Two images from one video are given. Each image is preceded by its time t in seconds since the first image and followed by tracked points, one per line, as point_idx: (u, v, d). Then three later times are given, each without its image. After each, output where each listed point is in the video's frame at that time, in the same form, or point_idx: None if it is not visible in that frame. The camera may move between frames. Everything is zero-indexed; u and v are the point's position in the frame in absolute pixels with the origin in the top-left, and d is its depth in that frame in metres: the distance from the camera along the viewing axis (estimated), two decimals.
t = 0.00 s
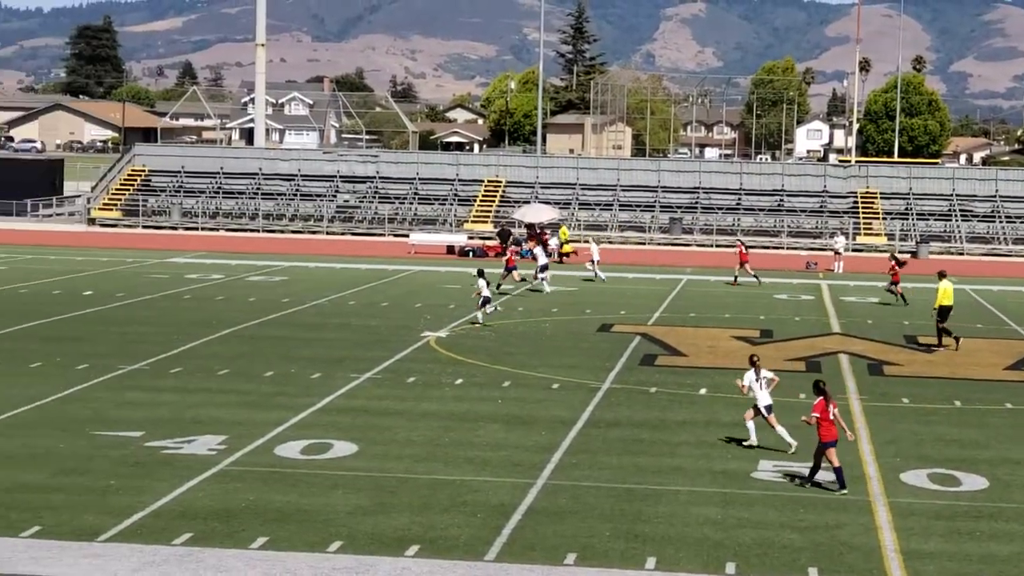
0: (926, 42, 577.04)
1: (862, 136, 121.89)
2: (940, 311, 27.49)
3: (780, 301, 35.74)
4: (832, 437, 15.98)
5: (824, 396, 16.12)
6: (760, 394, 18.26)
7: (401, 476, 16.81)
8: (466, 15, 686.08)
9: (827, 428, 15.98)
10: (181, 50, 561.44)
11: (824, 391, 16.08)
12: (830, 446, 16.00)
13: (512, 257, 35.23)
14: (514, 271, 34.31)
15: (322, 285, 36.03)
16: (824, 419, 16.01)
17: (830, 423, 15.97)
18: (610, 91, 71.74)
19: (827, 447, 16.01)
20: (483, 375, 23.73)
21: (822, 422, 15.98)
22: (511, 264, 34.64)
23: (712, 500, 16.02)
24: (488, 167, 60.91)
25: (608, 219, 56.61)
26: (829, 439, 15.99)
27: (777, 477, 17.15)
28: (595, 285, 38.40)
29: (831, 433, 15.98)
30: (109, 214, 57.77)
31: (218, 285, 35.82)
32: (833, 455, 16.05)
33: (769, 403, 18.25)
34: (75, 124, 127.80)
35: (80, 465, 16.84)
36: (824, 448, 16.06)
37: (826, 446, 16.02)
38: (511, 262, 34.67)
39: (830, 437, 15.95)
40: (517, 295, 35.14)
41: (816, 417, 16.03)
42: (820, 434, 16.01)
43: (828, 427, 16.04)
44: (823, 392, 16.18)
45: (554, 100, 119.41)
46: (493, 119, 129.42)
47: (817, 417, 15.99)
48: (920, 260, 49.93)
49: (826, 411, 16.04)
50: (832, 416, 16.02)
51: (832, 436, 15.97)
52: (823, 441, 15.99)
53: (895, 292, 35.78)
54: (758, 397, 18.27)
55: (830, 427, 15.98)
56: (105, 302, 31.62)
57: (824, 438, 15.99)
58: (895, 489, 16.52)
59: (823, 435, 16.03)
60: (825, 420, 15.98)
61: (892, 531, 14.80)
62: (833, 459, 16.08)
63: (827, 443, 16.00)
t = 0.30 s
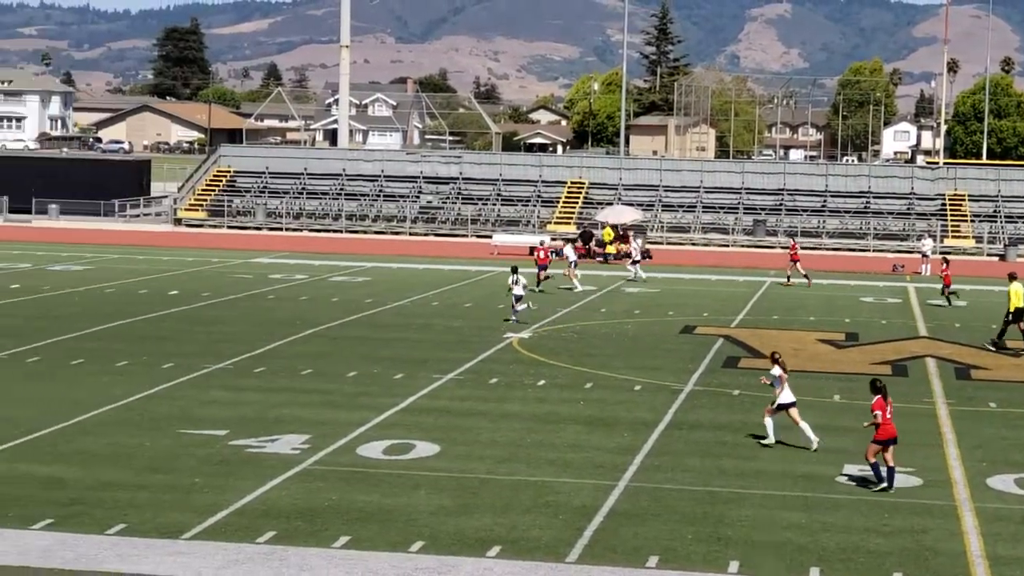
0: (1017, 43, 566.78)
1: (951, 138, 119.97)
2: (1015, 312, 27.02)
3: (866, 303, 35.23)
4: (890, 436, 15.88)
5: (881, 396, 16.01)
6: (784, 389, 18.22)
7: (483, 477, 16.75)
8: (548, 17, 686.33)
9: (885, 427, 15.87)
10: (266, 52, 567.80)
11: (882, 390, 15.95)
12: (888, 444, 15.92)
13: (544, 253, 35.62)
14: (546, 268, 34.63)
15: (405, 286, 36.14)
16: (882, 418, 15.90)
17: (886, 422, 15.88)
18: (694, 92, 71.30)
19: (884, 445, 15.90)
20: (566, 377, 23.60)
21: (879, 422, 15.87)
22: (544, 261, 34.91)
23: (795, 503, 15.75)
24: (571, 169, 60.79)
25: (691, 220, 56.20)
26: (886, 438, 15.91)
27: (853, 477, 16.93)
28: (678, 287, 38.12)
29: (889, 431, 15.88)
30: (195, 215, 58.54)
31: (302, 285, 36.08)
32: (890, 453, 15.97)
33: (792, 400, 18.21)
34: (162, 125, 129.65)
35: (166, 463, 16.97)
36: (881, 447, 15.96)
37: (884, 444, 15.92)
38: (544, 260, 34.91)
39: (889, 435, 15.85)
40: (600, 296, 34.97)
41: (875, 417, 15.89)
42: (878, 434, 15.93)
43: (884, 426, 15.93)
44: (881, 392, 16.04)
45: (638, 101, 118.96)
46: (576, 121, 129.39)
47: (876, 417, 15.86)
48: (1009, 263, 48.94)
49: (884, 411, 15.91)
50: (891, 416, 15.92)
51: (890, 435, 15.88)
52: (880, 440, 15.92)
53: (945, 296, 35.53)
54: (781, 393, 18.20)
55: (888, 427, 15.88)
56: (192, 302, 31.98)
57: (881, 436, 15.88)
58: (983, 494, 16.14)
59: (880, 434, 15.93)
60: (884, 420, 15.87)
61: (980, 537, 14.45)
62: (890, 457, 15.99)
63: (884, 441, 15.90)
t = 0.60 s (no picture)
0: None
1: None
2: None
3: (964, 308, 34.56)
4: (950, 440, 15.77)
5: (940, 399, 15.86)
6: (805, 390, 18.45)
7: (572, 479, 16.68)
8: (638, 19, 684.38)
9: (946, 431, 15.74)
10: (357, 54, 572.93)
11: (941, 394, 15.81)
12: (949, 449, 15.81)
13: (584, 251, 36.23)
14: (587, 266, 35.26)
15: (496, 288, 36.18)
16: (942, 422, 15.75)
17: (947, 428, 15.72)
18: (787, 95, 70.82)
19: (945, 449, 15.80)
20: (656, 380, 23.43)
21: (939, 426, 15.73)
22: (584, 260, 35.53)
23: (889, 510, 15.47)
24: (662, 171, 60.57)
25: (784, 223, 55.63)
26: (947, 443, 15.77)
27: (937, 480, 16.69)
28: (770, 290, 37.74)
29: (949, 436, 15.76)
30: (287, 216, 59.17)
31: (393, 286, 36.29)
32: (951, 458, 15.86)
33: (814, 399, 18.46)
34: (256, 127, 131.31)
35: (258, 462, 17.13)
36: (941, 451, 15.87)
37: (944, 449, 15.81)
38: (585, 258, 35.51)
39: (948, 440, 15.74)
40: (691, 299, 34.76)
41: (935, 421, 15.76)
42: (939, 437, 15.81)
43: (945, 430, 15.80)
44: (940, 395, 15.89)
45: (730, 104, 118.14)
46: (668, 123, 128.92)
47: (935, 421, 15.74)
48: None
49: (945, 415, 15.75)
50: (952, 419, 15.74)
51: (950, 440, 15.77)
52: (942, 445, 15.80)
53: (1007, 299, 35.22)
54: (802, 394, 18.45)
55: (949, 431, 15.74)
56: (284, 303, 32.32)
57: (941, 441, 15.77)
58: None
59: (940, 438, 15.82)
60: (944, 424, 15.72)
61: None
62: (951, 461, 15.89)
63: (945, 446, 15.79)
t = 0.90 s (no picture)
0: None
1: None
2: None
3: None
4: (990, 442, 15.69)
5: (977, 402, 15.78)
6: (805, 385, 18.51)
7: (641, 483, 16.63)
8: (707, 21, 681.45)
9: (985, 434, 15.66)
10: (426, 56, 575.30)
11: (977, 397, 15.74)
12: (989, 451, 15.73)
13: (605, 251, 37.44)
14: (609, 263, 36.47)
15: (563, 291, 36.17)
16: (979, 425, 15.67)
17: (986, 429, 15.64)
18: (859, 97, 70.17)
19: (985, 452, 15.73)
20: (724, 384, 23.30)
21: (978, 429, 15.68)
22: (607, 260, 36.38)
23: (961, 516, 15.29)
24: (731, 174, 60.25)
25: (855, 227, 55.10)
26: (986, 445, 15.69)
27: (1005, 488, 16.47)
28: (841, 294, 37.40)
29: (989, 438, 15.67)
30: (356, 218, 59.50)
31: (461, 288, 36.46)
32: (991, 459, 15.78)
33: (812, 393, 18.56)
34: (325, 129, 132.24)
35: (327, 463, 17.27)
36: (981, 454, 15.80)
37: (984, 452, 15.75)
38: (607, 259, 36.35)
39: (988, 442, 15.66)
40: (761, 302, 34.55)
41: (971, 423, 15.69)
42: (978, 440, 15.72)
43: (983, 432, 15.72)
44: (975, 397, 15.82)
45: (801, 106, 117.17)
46: (738, 126, 128.24)
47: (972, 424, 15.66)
48: None
49: (982, 417, 15.67)
50: (988, 421, 15.68)
51: (990, 442, 15.70)
52: (982, 447, 15.72)
53: None
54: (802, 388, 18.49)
55: (986, 434, 15.67)
56: (353, 304, 32.55)
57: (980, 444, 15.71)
58: None
59: (979, 441, 15.73)
60: (982, 426, 15.64)
61: None
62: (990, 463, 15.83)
63: (985, 448, 15.72)
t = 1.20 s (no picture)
0: None
1: None
2: None
3: None
4: (1005, 438, 15.90)
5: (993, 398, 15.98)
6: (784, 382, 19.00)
7: (691, 486, 16.61)
8: (761, 22, 677.42)
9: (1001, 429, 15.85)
10: (478, 58, 576.25)
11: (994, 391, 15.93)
12: (1003, 446, 15.94)
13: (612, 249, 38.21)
14: (615, 263, 37.36)
15: (615, 293, 36.18)
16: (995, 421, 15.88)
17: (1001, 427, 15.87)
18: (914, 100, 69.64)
19: (999, 447, 15.93)
20: (776, 387, 23.20)
21: (995, 423, 15.87)
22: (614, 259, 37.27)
23: (1014, 521, 15.17)
24: (784, 176, 59.96)
25: (909, 230, 54.63)
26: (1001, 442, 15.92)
27: None
28: (896, 297, 37.13)
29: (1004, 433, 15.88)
30: (408, 219, 59.63)
31: (513, 290, 36.55)
32: (1004, 455, 15.99)
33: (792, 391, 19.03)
34: (377, 130, 132.70)
35: (377, 464, 17.37)
36: (995, 449, 15.98)
37: (998, 447, 15.94)
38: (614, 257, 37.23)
39: (1004, 438, 15.87)
40: (814, 305, 34.37)
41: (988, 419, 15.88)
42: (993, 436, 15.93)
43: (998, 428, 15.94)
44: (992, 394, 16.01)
45: (855, 109, 116.33)
46: (791, 128, 127.57)
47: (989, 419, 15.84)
48: None
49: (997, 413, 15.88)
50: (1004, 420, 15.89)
51: (1004, 438, 15.91)
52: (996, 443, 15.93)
53: None
54: (781, 385, 18.98)
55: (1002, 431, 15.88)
56: (404, 305, 32.71)
57: (995, 439, 15.90)
58: None
59: (993, 436, 15.93)
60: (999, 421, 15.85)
61: None
62: (1002, 459, 16.03)
63: (999, 443, 15.91)
